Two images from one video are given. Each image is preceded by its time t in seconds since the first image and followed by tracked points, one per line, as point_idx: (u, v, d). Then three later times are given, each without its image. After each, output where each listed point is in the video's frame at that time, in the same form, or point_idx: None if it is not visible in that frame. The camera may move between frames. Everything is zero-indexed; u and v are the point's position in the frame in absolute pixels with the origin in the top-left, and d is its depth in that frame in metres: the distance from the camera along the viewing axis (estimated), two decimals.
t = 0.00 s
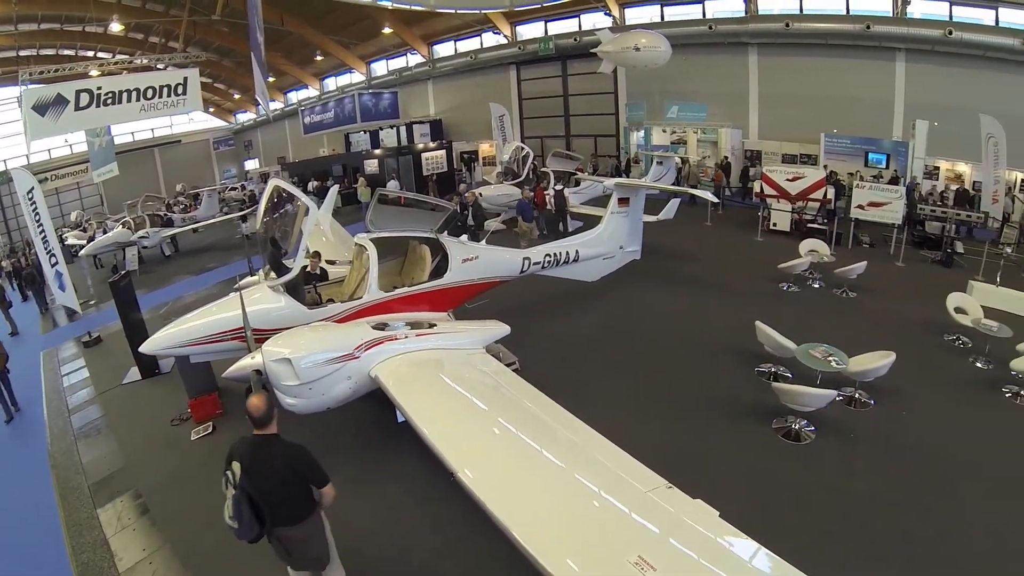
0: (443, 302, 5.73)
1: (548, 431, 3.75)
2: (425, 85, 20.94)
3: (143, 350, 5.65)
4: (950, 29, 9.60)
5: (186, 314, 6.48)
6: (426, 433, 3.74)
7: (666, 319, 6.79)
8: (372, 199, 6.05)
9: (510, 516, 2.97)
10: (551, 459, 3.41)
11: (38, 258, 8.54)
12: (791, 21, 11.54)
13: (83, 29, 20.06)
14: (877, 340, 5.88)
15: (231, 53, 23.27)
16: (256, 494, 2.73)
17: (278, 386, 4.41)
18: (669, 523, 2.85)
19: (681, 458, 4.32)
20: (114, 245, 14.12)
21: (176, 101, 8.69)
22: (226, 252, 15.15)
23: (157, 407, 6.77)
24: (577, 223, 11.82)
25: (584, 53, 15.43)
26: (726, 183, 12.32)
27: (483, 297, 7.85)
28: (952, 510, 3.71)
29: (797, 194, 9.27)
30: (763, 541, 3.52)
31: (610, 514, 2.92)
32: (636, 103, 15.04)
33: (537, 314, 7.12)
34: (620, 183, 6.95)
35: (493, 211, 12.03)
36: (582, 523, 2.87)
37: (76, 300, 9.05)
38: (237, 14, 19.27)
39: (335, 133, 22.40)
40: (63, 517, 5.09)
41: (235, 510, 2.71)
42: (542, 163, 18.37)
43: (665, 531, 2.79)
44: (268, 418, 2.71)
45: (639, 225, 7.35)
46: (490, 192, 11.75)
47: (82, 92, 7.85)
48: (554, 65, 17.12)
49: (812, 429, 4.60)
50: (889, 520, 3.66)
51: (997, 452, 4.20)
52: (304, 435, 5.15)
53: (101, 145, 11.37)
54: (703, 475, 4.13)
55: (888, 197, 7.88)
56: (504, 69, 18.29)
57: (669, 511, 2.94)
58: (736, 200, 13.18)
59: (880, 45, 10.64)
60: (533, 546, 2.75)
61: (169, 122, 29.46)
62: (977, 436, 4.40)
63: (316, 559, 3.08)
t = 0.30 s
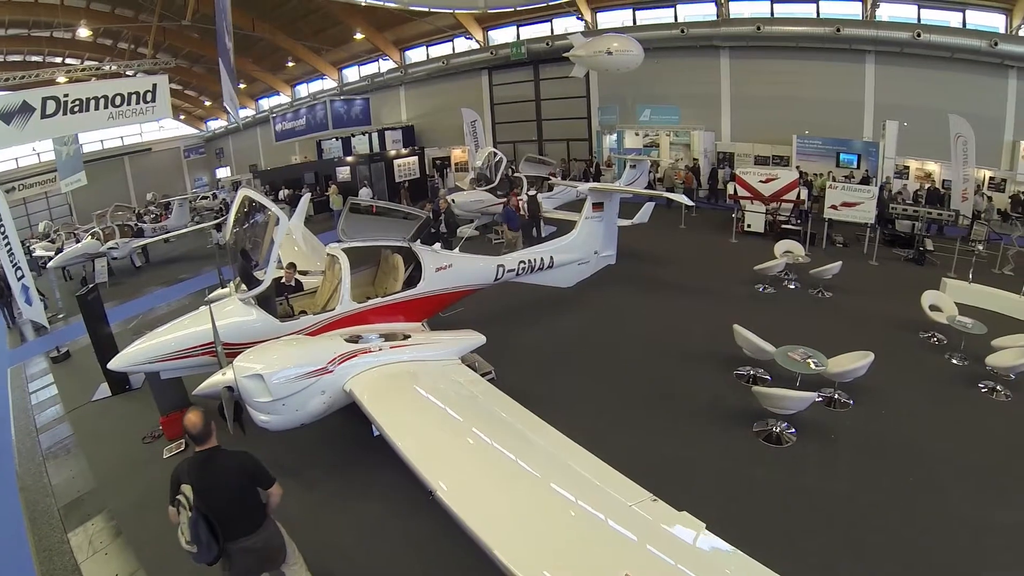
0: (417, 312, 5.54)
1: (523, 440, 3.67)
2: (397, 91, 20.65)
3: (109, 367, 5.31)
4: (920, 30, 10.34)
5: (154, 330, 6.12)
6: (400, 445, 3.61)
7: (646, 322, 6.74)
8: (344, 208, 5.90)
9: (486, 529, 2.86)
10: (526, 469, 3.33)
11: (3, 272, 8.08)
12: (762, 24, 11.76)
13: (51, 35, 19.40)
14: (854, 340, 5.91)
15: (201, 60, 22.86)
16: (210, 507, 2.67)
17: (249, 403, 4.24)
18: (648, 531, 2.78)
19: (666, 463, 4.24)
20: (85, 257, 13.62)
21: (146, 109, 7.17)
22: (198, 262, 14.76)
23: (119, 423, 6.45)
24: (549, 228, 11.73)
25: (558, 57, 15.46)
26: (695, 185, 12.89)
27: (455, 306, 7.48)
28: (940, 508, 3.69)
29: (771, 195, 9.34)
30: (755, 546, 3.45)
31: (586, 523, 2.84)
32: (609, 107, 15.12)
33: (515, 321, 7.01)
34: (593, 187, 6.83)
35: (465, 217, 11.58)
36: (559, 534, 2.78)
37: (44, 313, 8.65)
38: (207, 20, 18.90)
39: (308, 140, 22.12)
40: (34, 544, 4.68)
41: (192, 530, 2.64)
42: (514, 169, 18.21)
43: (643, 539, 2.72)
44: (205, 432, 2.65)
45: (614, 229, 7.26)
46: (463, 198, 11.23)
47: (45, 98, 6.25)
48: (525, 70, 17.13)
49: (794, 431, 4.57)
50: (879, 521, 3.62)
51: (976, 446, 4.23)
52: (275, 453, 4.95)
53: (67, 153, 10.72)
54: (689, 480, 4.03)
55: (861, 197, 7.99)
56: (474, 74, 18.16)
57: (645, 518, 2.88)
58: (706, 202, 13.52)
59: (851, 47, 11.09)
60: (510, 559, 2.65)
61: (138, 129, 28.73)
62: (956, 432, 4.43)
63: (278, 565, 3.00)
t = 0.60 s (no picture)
0: (392, 325, 5.43)
1: (497, 451, 3.58)
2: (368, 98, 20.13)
3: (76, 388, 4.92)
4: (887, 34, 10.91)
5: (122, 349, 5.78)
6: (373, 462, 3.49)
7: (626, 326, 6.70)
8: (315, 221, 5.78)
9: (463, 544, 2.77)
10: (501, 481, 3.24)
11: None
12: (733, 29, 12.03)
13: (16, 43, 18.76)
14: (831, 339, 5.95)
15: (172, 69, 22.47)
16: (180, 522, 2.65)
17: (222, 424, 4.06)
18: (627, 540, 2.73)
19: (651, 470, 4.12)
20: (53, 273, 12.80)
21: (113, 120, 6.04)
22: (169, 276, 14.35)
23: (76, 445, 6.06)
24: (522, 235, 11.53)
25: (529, 63, 15.51)
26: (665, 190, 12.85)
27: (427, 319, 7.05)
28: (926, 506, 3.68)
29: (744, 198, 9.50)
30: (747, 552, 3.36)
31: (563, 535, 2.77)
32: (581, 112, 15.20)
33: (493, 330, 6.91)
34: (566, 195, 6.77)
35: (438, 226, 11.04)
36: (537, 546, 2.70)
37: (11, 331, 8.23)
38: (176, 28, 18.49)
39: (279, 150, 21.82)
40: None
41: (172, 550, 2.65)
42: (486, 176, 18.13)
43: (622, 548, 2.67)
44: (152, 454, 2.56)
45: (588, 236, 7.21)
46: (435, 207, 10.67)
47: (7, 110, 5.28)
48: (495, 77, 17.10)
49: (778, 432, 4.54)
50: (869, 521, 3.57)
51: (954, 442, 4.27)
52: (245, 476, 4.72)
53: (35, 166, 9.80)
54: (676, 486, 3.93)
55: (833, 198, 8.12)
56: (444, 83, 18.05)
57: (622, 527, 2.82)
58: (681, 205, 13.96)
59: (819, 49, 11.65)
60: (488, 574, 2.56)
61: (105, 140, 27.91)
62: (935, 428, 4.47)
63: None
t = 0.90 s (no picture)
0: (366, 339, 5.31)
1: (472, 464, 3.49)
2: (338, 109, 20.01)
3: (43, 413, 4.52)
4: (854, 37, 11.45)
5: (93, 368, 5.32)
6: (346, 476, 3.36)
7: (605, 330, 6.65)
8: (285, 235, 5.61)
9: (437, 560, 2.67)
10: (478, 495, 3.15)
11: None
12: (701, 34, 12.22)
13: None
14: (809, 340, 5.97)
15: (140, 81, 22.05)
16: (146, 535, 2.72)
17: (195, 448, 3.85)
18: (603, 550, 2.67)
19: (635, 476, 4.03)
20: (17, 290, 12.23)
21: (79, 132, 5.79)
22: (140, 293, 13.95)
23: (32, 470, 5.69)
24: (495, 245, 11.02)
25: (499, 71, 15.48)
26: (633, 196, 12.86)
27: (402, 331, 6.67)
28: (911, 504, 3.67)
29: (717, 201, 9.53)
30: (738, 555, 3.28)
31: (539, 547, 2.70)
32: (551, 119, 15.29)
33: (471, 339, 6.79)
34: (538, 203, 6.72)
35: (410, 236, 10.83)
36: (512, 558, 2.63)
37: None
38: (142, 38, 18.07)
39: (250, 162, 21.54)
40: None
41: (145, 560, 2.61)
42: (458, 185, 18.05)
43: (597, 558, 2.61)
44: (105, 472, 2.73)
45: (560, 244, 7.16)
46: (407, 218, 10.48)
47: None
48: (465, 85, 17.02)
49: (760, 435, 4.49)
50: (857, 522, 3.53)
51: (933, 438, 4.31)
52: (213, 502, 4.50)
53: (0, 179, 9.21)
54: (662, 492, 3.84)
55: (805, 199, 8.25)
56: (414, 91, 17.87)
57: (600, 538, 2.77)
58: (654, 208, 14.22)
59: (787, 52, 11.97)
60: None
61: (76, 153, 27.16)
62: (912, 425, 4.49)
63: None
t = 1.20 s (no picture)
0: (340, 357, 5.19)
1: (450, 482, 3.37)
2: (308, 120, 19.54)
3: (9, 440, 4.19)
4: (821, 42, 11.82)
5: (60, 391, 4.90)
6: (318, 496, 3.25)
7: (584, 339, 6.60)
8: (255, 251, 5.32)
9: None
10: (451, 511, 3.07)
11: None
12: (670, 41, 12.43)
13: None
14: (785, 344, 6.00)
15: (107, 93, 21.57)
16: (97, 546, 2.65)
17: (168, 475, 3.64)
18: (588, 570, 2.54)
19: (619, 485, 3.95)
20: None
21: (43, 147, 5.60)
22: (109, 311, 13.55)
23: None
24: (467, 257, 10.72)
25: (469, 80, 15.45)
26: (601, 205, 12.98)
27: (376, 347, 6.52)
28: (895, 504, 3.67)
29: (689, 207, 9.77)
30: (728, 563, 3.22)
31: (520, 566, 2.59)
32: (521, 128, 15.38)
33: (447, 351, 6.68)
34: (510, 214, 6.67)
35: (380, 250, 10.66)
36: None
37: None
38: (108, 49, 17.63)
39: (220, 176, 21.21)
40: None
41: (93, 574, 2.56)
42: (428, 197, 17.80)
43: None
44: (55, 483, 2.63)
45: (533, 255, 7.13)
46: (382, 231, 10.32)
47: None
48: (435, 95, 16.90)
49: (741, 440, 4.46)
50: (844, 525, 3.49)
51: (911, 438, 4.34)
52: (178, 529, 4.28)
53: None
54: (647, 502, 3.76)
55: (777, 203, 8.38)
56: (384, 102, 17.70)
57: (585, 556, 2.64)
58: (626, 215, 14.76)
59: (756, 58, 12.31)
60: None
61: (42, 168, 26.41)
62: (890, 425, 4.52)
63: None
